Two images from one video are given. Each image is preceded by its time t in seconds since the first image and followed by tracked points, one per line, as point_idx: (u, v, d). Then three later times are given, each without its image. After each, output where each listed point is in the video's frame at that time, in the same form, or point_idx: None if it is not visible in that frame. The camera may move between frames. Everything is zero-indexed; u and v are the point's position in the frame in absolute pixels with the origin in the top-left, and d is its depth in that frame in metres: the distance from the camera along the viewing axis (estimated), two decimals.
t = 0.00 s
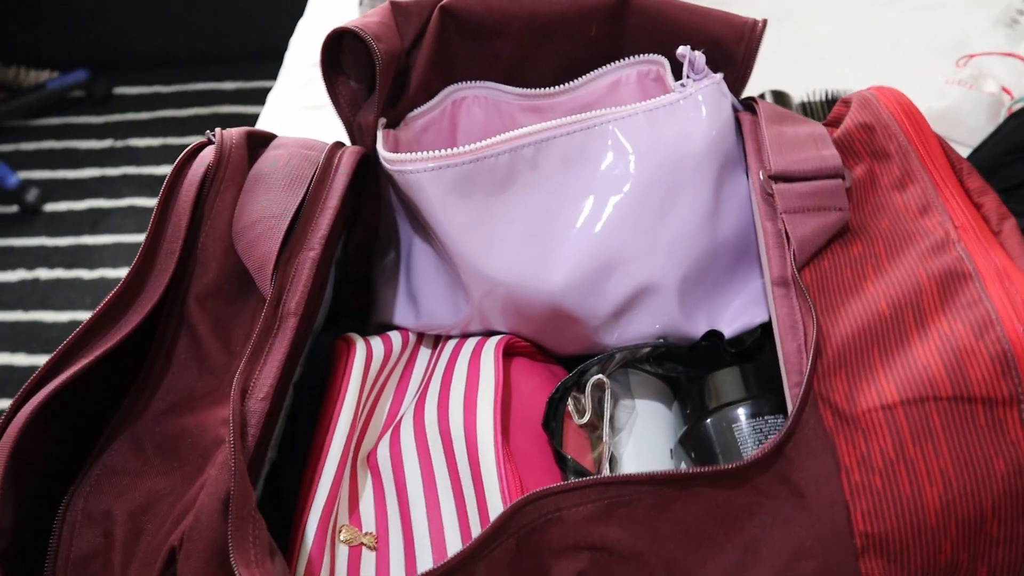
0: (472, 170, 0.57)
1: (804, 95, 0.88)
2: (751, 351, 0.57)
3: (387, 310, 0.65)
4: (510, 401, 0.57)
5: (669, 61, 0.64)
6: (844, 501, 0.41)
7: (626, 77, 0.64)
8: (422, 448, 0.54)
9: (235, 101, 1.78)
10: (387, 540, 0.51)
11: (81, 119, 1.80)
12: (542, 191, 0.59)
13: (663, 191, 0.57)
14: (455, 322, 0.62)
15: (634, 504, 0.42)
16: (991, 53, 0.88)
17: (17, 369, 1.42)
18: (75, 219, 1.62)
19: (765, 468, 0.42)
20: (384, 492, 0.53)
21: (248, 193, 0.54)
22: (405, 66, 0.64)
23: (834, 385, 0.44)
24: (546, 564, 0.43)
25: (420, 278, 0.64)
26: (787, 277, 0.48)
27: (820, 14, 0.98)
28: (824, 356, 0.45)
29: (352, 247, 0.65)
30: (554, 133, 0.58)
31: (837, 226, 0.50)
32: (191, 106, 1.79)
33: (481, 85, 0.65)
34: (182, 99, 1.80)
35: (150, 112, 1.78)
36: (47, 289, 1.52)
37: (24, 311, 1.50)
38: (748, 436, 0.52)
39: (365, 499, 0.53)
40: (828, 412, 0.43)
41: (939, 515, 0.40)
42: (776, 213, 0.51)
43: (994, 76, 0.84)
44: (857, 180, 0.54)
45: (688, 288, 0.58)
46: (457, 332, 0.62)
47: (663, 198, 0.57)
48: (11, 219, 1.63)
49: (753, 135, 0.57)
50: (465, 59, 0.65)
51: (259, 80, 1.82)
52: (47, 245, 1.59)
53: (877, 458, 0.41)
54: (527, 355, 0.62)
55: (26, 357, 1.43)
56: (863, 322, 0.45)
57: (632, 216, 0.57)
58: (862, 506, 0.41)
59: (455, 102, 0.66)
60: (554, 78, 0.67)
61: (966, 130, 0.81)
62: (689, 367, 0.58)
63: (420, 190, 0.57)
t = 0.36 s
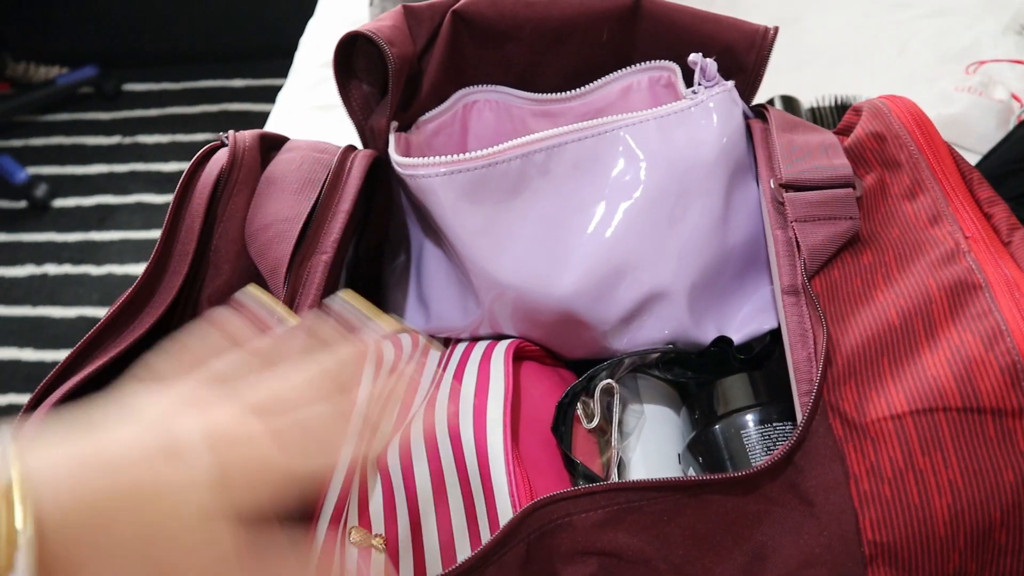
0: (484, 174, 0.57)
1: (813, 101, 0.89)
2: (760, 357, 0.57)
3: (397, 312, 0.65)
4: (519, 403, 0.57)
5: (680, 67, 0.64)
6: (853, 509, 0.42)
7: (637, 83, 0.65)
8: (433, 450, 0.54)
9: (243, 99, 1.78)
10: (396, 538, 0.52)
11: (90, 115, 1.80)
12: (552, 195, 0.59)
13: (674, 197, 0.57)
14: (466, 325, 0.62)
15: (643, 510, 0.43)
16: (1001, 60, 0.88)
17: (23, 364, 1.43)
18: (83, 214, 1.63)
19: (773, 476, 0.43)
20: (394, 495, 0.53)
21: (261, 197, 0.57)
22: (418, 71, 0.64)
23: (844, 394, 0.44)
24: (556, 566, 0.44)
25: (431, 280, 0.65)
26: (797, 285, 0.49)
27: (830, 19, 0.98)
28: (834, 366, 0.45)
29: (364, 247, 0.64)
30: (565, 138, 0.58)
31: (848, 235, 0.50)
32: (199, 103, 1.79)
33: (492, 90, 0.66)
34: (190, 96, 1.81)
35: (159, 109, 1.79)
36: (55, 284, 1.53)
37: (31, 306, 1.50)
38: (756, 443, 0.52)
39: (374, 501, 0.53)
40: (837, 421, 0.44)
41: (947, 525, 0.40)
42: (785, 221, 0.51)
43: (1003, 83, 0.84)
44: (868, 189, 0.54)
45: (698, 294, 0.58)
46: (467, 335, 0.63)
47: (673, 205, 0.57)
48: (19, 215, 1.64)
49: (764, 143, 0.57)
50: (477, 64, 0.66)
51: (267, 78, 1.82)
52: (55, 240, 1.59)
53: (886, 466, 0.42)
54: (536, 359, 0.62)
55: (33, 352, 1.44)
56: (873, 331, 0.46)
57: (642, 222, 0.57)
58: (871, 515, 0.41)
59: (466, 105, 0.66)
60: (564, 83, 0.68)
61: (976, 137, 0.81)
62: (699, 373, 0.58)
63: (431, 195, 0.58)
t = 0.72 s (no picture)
0: (515, 176, 0.58)
1: (837, 113, 0.89)
2: (784, 369, 0.57)
3: (417, 310, 0.66)
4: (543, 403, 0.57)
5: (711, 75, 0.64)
6: (879, 522, 0.42)
7: (668, 90, 0.64)
8: (454, 447, 0.55)
9: (262, 89, 1.78)
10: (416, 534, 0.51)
11: (107, 100, 1.81)
12: (583, 199, 0.59)
13: (704, 206, 0.58)
14: (490, 325, 0.62)
15: (673, 510, 0.43)
16: None
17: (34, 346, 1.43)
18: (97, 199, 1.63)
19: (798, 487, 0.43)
20: (415, 490, 0.54)
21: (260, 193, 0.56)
22: (442, 72, 0.64)
23: (873, 409, 0.45)
24: (581, 561, 0.44)
25: (454, 280, 0.64)
26: (827, 298, 0.49)
27: (856, 30, 0.98)
28: (862, 380, 0.46)
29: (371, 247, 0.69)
30: (598, 143, 0.59)
31: (880, 249, 0.50)
32: (217, 91, 1.79)
33: (522, 91, 0.66)
34: (208, 84, 1.81)
35: (176, 96, 1.79)
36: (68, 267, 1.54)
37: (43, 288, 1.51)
38: (777, 453, 0.52)
39: (395, 496, 0.54)
40: (866, 435, 0.44)
41: (972, 542, 0.41)
42: (817, 234, 0.51)
43: None
44: (899, 204, 0.54)
45: (723, 303, 0.58)
46: (490, 335, 0.63)
47: (703, 213, 0.57)
48: (34, 197, 1.65)
49: (796, 155, 0.58)
50: (507, 67, 0.66)
51: (285, 68, 1.82)
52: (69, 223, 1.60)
53: (913, 482, 0.42)
54: (559, 361, 0.62)
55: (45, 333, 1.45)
56: (903, 347, 0.46)
57: (671, 229, 0.57)
58: (897, 529, 0.42)
59: (496, 107, 0.66)
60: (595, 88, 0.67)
61: (999, 154, 0.83)
62: (720, 381, 0.59)
63: (463, 194, 0.58)
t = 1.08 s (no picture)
0: (547, 171, 0.58)
1: (859, 117, 0.89)
2: (809, 368, 0.57)
3: (441, 306, 0.66)
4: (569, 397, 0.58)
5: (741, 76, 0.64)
6: (909, 522, 0.42)
7: (698, 91, 0.65)
8: (481, 439, 0.55)
9: (279, 84, 1.79)
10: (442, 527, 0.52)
11: (127, 92, 1.82)
12: (612, 196, 0.60)
13: (733, 205, 0.58)
14: (516, 319, 0.62)
15: (703, 505, 0.43)
16: None
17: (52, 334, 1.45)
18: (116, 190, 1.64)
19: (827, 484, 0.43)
20: (440, 482, 0.54)
21: (290, 180, 0.57)
22: (468, 67, 0.65)
23: (903, 409, 0.45)
24: (610, 554, 0.45)
25: (481, 272, 0.64)
26: (858, 299, 0.49)
27: (882, 34, 0.97)
28: (893, 380, 0.46)
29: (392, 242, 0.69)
30: (629, 140, 0.59)
31: (911, 250, 0.50)
32: (235, 85, 1.80)
33: (553, 89, 0.66)
34: (227, 78, 1.82)
35: (195, 90, 1.80)
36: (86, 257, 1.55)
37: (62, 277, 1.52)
38: (802, 452, 0.52)
39: (421, 488, 0.54)
40: (897, 435, 0.44)
41: (1003, 543, 0.41)
42: (848, 235, 0.52)
43: None
44: (930, 207, 0.54)
45: (750, 302, 0.58)
46: (516, 329, 0.63)
47: (732, 212, 0.58)
48: (52, 187, 1.66)
49: (826, 156, 0.58)
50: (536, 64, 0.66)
51: (303, 64, 1.83)
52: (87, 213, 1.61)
53: (943, 482, 0.42)
54: (584, 357, 0.63)
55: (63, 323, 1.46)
56: (934, 347, 0.46)
57: (700, 227, 0.58)
58: (926, 529, 0.42)
59: (525, 104, 0.66)
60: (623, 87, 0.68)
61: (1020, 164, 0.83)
62: (745, 380, 0.59)
63: (493, 188, 0.59)
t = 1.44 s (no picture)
0: (548, 164, 0.59)
1: (860, 115, 0.89)
2: (806, 362, 0.58)
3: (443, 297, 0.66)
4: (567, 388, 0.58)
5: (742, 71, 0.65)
6: (905, 511, 0.42)
7: (698, 85, 0.65)
8: (479, 430, 0.56)
9: (281, 81, 1.79)
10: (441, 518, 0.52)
11: (130, 88, 1.82)
12: (613, 188, 0.60)
13: (732, 199, 0.58)
14: (516, 310, 0.63)
15: (699, 496, 0.44)
16: None
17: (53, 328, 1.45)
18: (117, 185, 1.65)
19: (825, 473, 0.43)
20: (440, 472, 0.55)
21: (308, 167, 0.57)
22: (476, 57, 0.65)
23: (899, 399, 0.45)
24: (609, 546, 0.44)
25: (481, 266, 0.65)
26: (856, 290, 0.49)
27: (884, 33, 0.98)
28: (889, 370, 0.46)
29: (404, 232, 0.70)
30: (629, 133, 0.59)
31: (907, 244, 0.51)
32: (238, 82, 1.80)
33: (555, 83, 0.67)
34: (229, 75, 1.82)
35: (198, 86, 1.81)
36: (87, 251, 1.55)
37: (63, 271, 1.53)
38: (799, 444, 0.53)
39: (420, 477, 0.54)
40: (892, 424, 0.44)
41: (997, 532, 0.41)
42: (847, 227, 0.52)
43: None
44: (929, 200, 0.54)
45: (749, 295, 0.59)
46: (516, 321, 0.64)
47: (731, 205, 0.58)
48: (54, 181, 1.67)
49: (825, 150, 0.58)
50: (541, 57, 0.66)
51: (306, 61, 1.83)
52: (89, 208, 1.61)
53: (939, 471, 0.42)
54: (584, 348, 0.63)
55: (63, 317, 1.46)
56: (931, 338, 0.46)
57: (699, 220, 0.58)
58: (921, 517, 0.42)
59: (527, 97, 0.67)
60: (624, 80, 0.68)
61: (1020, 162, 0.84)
62: (743, 373, 0.59)
63: (495, 179, 0.59)
